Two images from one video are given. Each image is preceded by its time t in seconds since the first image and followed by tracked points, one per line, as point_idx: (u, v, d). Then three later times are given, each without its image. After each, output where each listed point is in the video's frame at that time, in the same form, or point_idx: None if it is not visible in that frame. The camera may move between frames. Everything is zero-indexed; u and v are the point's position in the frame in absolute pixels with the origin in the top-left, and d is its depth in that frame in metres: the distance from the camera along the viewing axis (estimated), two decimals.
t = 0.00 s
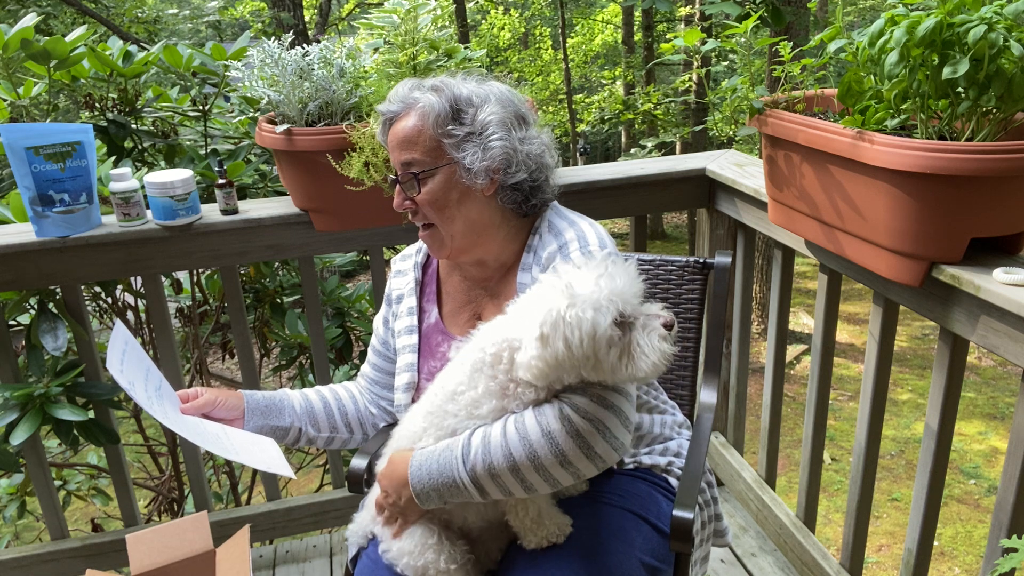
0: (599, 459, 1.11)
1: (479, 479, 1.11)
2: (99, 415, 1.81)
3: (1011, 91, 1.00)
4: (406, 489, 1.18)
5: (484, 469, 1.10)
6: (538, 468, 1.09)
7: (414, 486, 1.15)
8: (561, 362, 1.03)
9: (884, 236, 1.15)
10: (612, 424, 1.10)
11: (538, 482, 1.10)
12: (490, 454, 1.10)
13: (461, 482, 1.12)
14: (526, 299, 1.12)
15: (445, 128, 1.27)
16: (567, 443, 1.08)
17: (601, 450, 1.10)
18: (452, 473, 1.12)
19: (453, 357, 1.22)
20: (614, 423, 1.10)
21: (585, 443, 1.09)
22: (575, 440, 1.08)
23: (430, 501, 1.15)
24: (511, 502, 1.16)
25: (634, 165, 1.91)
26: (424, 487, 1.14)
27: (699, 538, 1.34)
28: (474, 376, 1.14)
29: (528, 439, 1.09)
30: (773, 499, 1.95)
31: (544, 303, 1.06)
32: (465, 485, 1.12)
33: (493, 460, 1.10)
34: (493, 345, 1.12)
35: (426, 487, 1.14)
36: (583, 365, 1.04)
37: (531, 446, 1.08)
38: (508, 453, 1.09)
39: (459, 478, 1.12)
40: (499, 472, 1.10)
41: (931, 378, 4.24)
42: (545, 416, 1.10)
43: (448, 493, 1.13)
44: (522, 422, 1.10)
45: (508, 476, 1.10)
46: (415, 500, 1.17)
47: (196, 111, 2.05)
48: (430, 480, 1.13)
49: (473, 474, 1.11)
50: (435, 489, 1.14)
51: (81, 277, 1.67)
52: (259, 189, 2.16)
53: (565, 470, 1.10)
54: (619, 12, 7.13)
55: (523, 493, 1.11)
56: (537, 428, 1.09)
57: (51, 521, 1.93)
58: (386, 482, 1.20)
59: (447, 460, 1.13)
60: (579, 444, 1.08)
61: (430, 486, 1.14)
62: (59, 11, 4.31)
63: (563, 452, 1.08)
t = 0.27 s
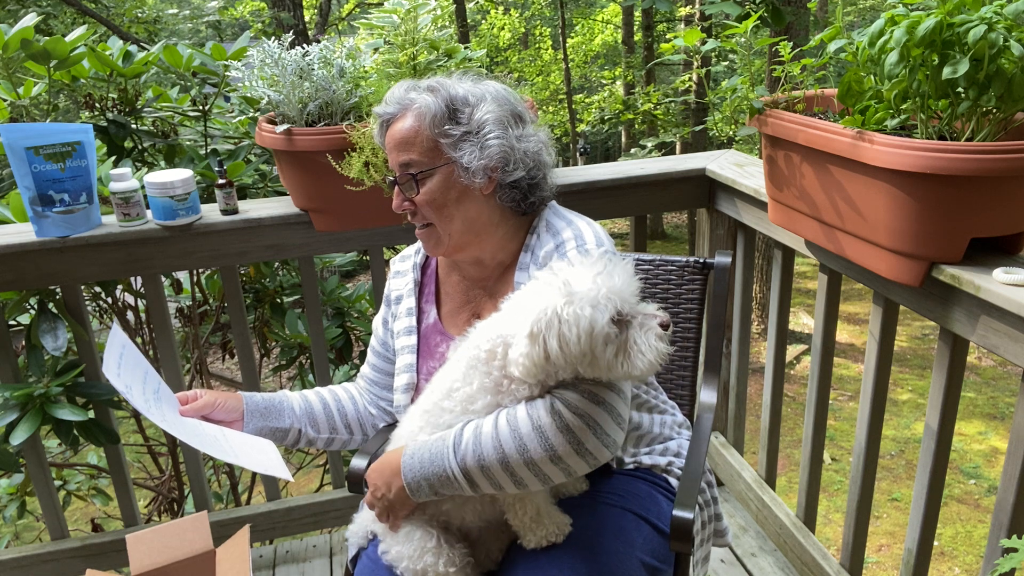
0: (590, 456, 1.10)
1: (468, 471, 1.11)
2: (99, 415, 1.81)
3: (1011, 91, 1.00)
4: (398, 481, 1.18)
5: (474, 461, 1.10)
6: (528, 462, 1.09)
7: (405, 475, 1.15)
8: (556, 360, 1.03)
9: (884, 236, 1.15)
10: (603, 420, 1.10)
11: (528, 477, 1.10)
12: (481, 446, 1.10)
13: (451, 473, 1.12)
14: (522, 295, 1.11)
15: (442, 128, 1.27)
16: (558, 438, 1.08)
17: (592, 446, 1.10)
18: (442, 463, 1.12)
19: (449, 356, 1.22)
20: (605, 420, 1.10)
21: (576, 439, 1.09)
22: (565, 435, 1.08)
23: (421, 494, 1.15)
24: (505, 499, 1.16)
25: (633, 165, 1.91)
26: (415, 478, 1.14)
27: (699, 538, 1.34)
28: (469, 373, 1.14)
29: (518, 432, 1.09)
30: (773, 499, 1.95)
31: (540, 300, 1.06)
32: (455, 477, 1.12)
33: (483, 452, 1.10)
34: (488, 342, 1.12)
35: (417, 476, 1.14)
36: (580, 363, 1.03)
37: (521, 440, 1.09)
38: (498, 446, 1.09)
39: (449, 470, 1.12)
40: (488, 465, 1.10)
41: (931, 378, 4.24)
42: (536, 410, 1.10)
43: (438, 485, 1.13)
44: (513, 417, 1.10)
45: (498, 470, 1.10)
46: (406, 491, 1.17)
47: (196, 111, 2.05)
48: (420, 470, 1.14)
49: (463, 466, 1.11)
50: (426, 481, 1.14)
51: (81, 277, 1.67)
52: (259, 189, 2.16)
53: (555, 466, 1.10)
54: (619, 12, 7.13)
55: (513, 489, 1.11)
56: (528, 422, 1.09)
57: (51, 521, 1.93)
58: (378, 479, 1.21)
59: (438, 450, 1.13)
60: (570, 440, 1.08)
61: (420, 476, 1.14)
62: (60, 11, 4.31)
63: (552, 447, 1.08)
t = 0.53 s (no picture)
0: (583, 456, 1.10)
1: (462, 475, 1.11)
2: (99, 415, 1.81)
3: (1011, 91, 1.00)
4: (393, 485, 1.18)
5: (467, 465, 1.10)
6: (521, 464, 1.09)
7: (400, 480, 1.15)
8: (552, 363, 1.03)
9: (884, 236, 1.15)
10: (596, 421, 1.10)
11: (522, 479, 1.10)
12: (474, 450, 1.10)
13: (446, 477, 1.12)
14: (517, 299, 1.12)
15: (439, 129, 1.27)
16: (550, 439, 1.08)
17: (585, 447, 1.09)
18: (436, 469, 1.13)
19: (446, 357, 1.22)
20: (598, 421, 1.10)
21: (569, 440, 1.08)
22: (556, 436, 1.08)
23: (418, 498, 1.15)
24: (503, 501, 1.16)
25: (634, 165, 1.91)
26: (411, 483, 1.14)
27: (699, 538, 1.33)
28: (464, 374, 1.15)
29: (510, 435, 1.09)
30: (773, 499, 1.95)
31: (536, 303, 1.06)
32: (449, 481, 1.12)
33: (476, 456, 1.10)
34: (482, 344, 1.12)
35: (412, 482, 1.15)
36: (576, 365, 1.03)
37: (514, 443, 1.09)
38: (491, 449, 1.09)
39: (444, 475, 1.12)
40: (481, 469, 1.10)
41: (931, 378, 4.24)
42: (528, 413, 1.10)
43: (434, 490, 1.14)
44: (506, 420, 1.10)
45: (493, 474, 1.10)
46: (402, 496, 1.17)
47: (196, 111, 2.05)
48: (415, 476, 1.14)
49: (457, 470, 1.11)
50: (422, 486, 1.14)
51: (81, 277, 1.67)
52: (259, 189, 2.16)
53: (548, 466, 1.10)
54: (619, 12, 7.13)
55: (508, 491, 1.11)
56: (521, 424, 1.09)
57: (51, 521, 1.93)
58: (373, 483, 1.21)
59: (432, 455, 1.14)
60: (562, 441, 1.08)
61: (415, 482, 1.14)
62: (60, 11, 4.31)
63: (545, 449, 1.08)
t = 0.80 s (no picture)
0: (591, 457, 1.11)
1: (472, 479, 1.11)
2: (99, 415, 1.81)
3: (1011, 91, 1.00)
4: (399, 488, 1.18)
5: (477, 469, 1.11)
6: (531, 466, 1.09)
7: (408, 485, 1.15)
8: (559, 365, 1.03)
9: (884, 236, 1.15)
10: (604, 421, 1.10)
11: (530, 480, 1.10)
12: (483, 453, 1.10)
13: (455, 481, 1.12)
14: (523, 300, 1.11)
15: (433, 134, 1.27)
16: (559, 441, 1.08)
17: (593, 447, 1.10)
18: (445, 473, 1.13)
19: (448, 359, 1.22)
20: (606, 421, 1.10)
21: (577, 441, 1.09)
22: (565, 438, 1.08)
23: (425, 502, 1.16)
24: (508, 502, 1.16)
25: (634, 165, 1.91)
26: (419, 488, 1.15)
27: (699, 538, 1.33)
28: (470, 376, 1.13)
29: (519, 438, 1.09)
30: (773, 499, 1.95)
31: (542, 305, 1.05)
32: (459, 485, 1.12)
33: (485, 460, 1.10)
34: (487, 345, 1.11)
35: (421, 486, 1.15)
36: (582, 366, 1.03)
37: (523, 445, 1.09)
38: (500, 452, 1.09)
39: (452, 478, 1.12)
40: (491, 472, 1.10)
41: (931, 378, 4.24)
42: (536, 416, 1.10)
43: (442, 493, 1.14)
44: (514, 422, 1.10)
45: (502, 476, 1.10)
46: (409, 499, 1.17)
47: (196, 111, 2.05)
48: (424, 479, 1.14)
49: (466, 474, 1.11)
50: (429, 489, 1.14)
51: (81, 277, 1.67)
52: (259, 189, 2.16)
53: (557, 468, 1.10)
54: (619, 12, 7.13)
55: (517, 493, 1.11)
56: (529, 427, 1.09)
57: (51, 521, 1.93)
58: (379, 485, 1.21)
59: (440, 458, 1.14)
60: (571, 442, 1.09)
61: (424, 486, 1.14)
62: (60, 11, 4.31)
63: (554, 451, 1.09)
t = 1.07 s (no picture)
0: (597, 458, 1.11)
1: (478, 482, 1.11)
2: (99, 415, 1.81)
3: (1011, 91, 1.00)
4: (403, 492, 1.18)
5: (483, 472, 1.11)
6: (537, 469, 1.10)
7: (413, 490, 1.15)
8: (564, 368, 1.03)
9: (884, 236, 1.15)
10: (609, 423, 1.10)
11: (536, 483, 1.10)
12: (488, 457, 1.10)
13: (460, 485, 1.12)
14: (527, 303, 1.11)
15: (430, 137, 1.27)
16: (565, 443, 1.08)
17: (599, 448, 1.10)
18: (450, 477, 1.13)
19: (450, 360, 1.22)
20: (611, 423, 1.11)
21: (583, 443, 1.09)
22: (572, 440, 1.09)
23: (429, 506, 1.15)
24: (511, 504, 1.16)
25: (634, 165, 1.91)
26: (424, 492, 1.14)
27: (699, 538, 1.33)
28: (473, 378, 1.13)
29: (526, 441, 1.09)
30: (773, 499, 1.95)
31: (547, 308, 1.05)
32: (464, 489, 1.12)
33: (491, 464, 1.10)
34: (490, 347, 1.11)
35: (426, 491, 1.14)
36: (587, 370, 1.03)
37: (529, 448, 1.09)
38: (506, 456, 1.09)
39: (457, 482, 1.12)
40: (497, 476, 1.10)
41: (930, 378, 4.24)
42: (542, 418, 1.10)
43: (447, 497, 1.14)
44: (520, 425, 1.11)
45: (507, 479, 1.10)
46: (414, 504, 1.17)
47: (196, 111, 2.05)
48: (429, 484, 1.14)
49: (472, 478, 1.11)
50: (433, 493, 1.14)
51: (81, 277, 1.67)
52: (259, 189, 2.16)
53: (563, 470, 1.10)
54: (619, 12, 7.13)
55: (522, 496, 1.11)
56: (535, 430, 1.09)
57: (51, 521, 1.93)
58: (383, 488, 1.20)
59: (445, 463, 1.13)
60: (577, 444, 1.09)
61: (429, 490, 1.14)
62: (60, 11, 4.32)
63: (560, 453, 1.09)
